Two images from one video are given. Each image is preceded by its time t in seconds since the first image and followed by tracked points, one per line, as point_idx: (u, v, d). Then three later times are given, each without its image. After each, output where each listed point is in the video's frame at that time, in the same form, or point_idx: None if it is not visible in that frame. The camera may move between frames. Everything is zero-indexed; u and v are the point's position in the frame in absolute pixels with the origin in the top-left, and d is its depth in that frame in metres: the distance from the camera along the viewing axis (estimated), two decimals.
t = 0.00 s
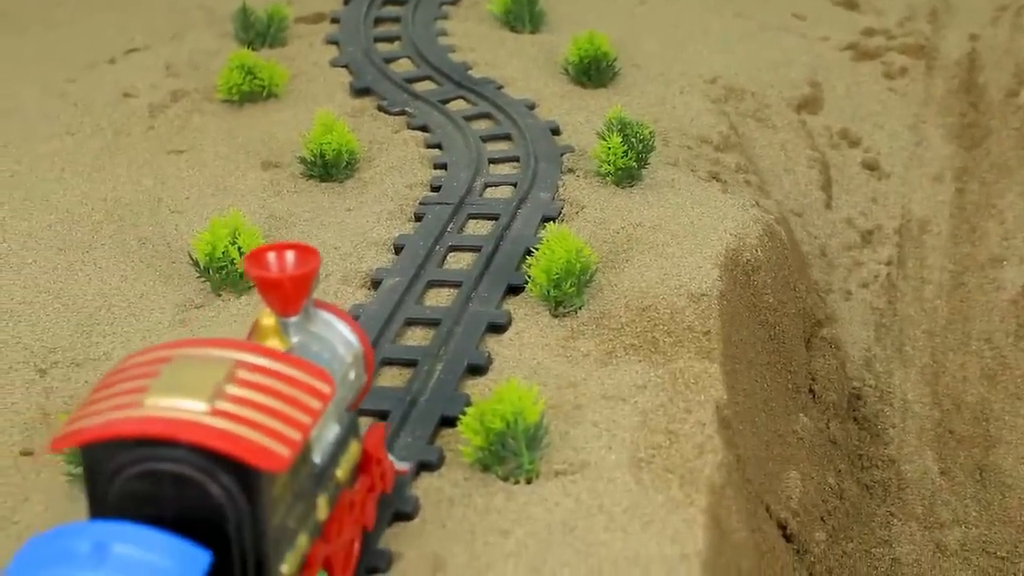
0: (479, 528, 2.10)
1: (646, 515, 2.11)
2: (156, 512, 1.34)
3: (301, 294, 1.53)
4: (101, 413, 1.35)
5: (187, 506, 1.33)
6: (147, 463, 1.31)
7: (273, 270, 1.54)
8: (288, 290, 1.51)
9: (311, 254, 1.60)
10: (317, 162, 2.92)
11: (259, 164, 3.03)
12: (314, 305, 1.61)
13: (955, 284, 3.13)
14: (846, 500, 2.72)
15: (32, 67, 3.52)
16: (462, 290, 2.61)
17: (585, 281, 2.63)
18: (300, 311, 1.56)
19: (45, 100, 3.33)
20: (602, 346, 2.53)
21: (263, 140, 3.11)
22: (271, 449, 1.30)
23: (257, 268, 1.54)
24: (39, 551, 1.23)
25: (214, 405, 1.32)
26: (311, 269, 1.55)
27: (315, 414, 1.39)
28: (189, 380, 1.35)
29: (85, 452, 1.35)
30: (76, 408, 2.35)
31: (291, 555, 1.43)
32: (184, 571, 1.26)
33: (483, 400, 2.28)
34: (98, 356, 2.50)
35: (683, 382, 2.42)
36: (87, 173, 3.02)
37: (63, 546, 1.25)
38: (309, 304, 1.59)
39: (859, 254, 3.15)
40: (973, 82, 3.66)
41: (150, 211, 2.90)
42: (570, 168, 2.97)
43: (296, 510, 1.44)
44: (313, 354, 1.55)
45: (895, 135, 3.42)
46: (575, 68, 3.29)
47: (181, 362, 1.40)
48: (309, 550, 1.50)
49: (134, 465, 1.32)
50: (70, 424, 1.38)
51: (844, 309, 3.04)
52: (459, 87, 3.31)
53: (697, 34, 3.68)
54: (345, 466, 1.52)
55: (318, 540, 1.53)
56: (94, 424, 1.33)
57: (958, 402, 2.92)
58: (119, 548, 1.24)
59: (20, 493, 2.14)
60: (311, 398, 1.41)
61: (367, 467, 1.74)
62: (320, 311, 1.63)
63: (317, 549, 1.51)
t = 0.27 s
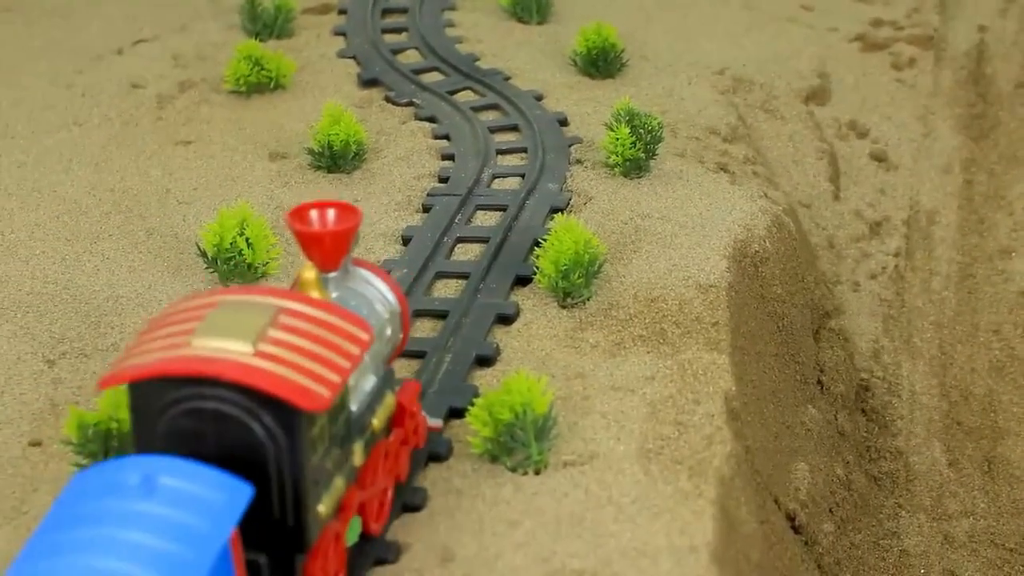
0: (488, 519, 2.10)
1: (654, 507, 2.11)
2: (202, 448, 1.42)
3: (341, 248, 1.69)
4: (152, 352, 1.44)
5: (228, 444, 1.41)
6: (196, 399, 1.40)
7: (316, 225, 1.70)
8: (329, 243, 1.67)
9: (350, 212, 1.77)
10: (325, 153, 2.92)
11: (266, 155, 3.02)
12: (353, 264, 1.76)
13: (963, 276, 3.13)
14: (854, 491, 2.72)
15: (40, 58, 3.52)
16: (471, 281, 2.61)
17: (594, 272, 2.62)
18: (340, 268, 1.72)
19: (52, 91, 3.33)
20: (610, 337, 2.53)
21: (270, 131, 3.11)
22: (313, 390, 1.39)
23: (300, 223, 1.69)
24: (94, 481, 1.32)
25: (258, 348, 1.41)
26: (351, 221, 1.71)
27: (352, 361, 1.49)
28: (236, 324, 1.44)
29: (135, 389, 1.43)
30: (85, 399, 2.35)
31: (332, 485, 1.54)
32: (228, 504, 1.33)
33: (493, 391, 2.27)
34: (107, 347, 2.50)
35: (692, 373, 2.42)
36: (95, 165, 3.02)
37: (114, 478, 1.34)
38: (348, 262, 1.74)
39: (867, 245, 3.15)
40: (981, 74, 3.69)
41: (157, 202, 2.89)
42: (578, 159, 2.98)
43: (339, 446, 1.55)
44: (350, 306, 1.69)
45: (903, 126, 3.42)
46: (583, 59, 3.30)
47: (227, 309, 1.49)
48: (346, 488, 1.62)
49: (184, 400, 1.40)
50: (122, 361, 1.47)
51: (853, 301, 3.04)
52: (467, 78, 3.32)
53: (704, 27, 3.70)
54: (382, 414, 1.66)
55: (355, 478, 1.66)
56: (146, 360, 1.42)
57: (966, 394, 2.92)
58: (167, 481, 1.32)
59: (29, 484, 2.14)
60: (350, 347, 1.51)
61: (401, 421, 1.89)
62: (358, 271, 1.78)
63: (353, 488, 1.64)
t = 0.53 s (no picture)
0: (496, 516, 2.10)
1: (663, 504, 2.11)
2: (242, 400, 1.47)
3: (377, 211, 1.74)
4: (189, 306, 1.48)
5: (268, 393, 1.46)
6: (233, 351, 1.44)
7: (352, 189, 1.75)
8: (365, 206, 1.72)
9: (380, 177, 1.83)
10: (333, 150, 2.90)
11: (274, 151, 3.02)
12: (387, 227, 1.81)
13: (971, 274, 3.14)
14: (863, 489, 2.72)
15: (47, 55, 3.52)
16: (479, 277, 2.61)
17: (602, 270, 2.62)
18: (375, 230, 1.77)
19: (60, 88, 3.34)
20: (619, 334, 2.52)
21: (278, 128, 3.11)
22: (344, 340, 1.43)
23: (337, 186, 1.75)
24: (150, 421, 1.37)
25: (292, 299, 1.46)
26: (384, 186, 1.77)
27: (381, 313, 1.53)
28: (268, 281, 1.49)
29: (174, 340, 1.48)
30: (93, 396, 2.35)
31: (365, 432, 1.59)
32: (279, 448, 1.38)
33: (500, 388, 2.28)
34: (115, 344, 2.50)
35: (700, 371, 2.42)
36: (102, 162, 3.02)
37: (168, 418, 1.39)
38: (383, 226, 1.80)
39: (876, 242, 3.15)
40: (990, 70, 3.69)
41: (165, 198, 2.89)
42: (586, 155, 2.98)
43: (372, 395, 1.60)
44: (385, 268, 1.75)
45: (912, 123, 3.42)
46: (591, 56, 3.31)
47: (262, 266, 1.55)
48: (380, 439, 1.66)
49: (221, 352, 1.45)
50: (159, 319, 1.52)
51: (861, 298, 3.04)
52: (475, 75, 3.32)
53: (712, 24, 3.70)
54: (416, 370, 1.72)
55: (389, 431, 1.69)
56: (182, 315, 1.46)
57: (974, 391, 2.92)
58: (220, 423, 1.37)
59: (37, 480, 2.15)
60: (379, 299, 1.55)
61: (437, 377, 1.92)
62: (393, 234, 1.84)
63: (388, 440, 1.68)
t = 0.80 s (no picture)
0: (505, 513, 2.12)
1: (671, 502, 2.12)
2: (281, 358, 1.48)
3: (404, 178, 1.78)
4: (228, 270, 1.50)
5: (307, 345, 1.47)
6: (274, 308, 1.45)
7: (379, 156, 1.79)
8: (392, 173, 1.76)
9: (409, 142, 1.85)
10: (342, 149, 2.91)
11: (283, 150, 3.03)
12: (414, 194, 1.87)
13: (977, 272, 3.15)
14: (869, 486, 2.72)
15: (56, 54, 3.53)
16: (487, 276, 2.62)
17: (609, 268, 2.63)
18: (402, 197, 1.82)
19: (70, 87, 3.35)
20: (626, 332, 2.54)
21: (286, 127, 3.12)
22: (383, 298, 1.45)
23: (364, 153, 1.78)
24: (195, 369, 1.38)
25: (329, 260, 1.48)
26: (411, 152, 1.80)
27: (416, 274, 1.56)
28: (306, 241, 1.50)
29: (214, 301, 1.49)
30: (103, 394, 2.37)
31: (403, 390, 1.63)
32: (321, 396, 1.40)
33: (509, 387, 2.29)
34: (125, 342, 2.51)
35: (707, 369, 2.43)
36: (111, 160, 3.04)
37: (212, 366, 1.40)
38: (410, 193, 1.85)
39: (882, 241, 3.16)
40: (995, 69, 3.70)
41: (174, 197, 2.91)
42: (593, 154, 3.00)
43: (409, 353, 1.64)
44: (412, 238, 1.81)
45: (918, 122, 3.43)
46: (598, 55, 3.32)
47: (298, 228, 1.56)
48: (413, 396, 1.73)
49: (263, 311, 1.46)
50: (199, 280, 1.53)
51: (867, 296, 3.06)
52: (482, 74, 3.34)
53: (718, 24, 3.71)
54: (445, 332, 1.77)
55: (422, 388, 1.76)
56: (223, 277, 1.48)
57: (980, 389, 2.93)
58: (265, 372, 1.38)
59: (48, 477, 2.17)
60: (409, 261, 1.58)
61: (463, 339, 2.01)
62: (420, 202, 1.89)
63: (421, 397, 1.75)
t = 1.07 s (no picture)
0: (510, 507, 2.13)
1: (677, 497, 2.13)
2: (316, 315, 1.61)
3: (431, 146, 1.96)
4: (268, 229, 1.63)
5: (342, 304, 1.61)
6: (312, 269, 1.59)
7: (407, 124, 1.96)
8: (420, 142, 1.94)
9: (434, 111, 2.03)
10: (347, 145, 2.91)
11: (289, 146, 3.04)
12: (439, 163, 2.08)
13: (981, 268, 3.16)
14: (874, 482, 2.72)
15: (63, 51, 3.55)
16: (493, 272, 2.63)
17: (615, 264, 2.64)
18: (429, 164, 2.00)
19: (77, 83, 3.36)
20: (632, 327, 2.55)
21: (292, 123, 3.13)
22: (414, 256, 1.58)
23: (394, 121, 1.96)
24: (239, 324, 1.51)
25: (364, 222, 1.61)
26: (437, 121, 1.98)
27: (443, 239, 1.70)
28: (342, 205, 1.64)
29: (254, 260, 1.62)
30: (110, 388, 2.38)
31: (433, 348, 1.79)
32: (358, 350, 1.52)
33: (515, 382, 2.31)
34: (132, 336, 2.52)
35: (713, 364, 2.44)
36: (118, 156, 3.05)
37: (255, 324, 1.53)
38: (435, 162, 2.06)
39: (886, 237, 3.18)
40: (999, 66, 3.71)
41: (181, 192, 2.91)
42: (599, 151, 3.01)
43: (437, 314, 1.80)
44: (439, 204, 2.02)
45: (923, 119, 3.44)
46: (603, 52, 3.34)
47: (331, 194, 1.70)
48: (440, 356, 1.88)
49: (300, 271, 1.60)
50: (236, 240, 1.66)
51: (872, 293, 3.08)
52: (488, 71, 3.35)
53: (723, 22, 3.73)
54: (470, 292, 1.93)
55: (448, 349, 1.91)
56: (263, 237, 1.61)
57: (984, 385, 2.94)
58: (305, 328, 1.50)
59: (56, 471, 2.19)
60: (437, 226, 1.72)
61: (487, 303, 2.15)
62: (445, 171, 2.11)
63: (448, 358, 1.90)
